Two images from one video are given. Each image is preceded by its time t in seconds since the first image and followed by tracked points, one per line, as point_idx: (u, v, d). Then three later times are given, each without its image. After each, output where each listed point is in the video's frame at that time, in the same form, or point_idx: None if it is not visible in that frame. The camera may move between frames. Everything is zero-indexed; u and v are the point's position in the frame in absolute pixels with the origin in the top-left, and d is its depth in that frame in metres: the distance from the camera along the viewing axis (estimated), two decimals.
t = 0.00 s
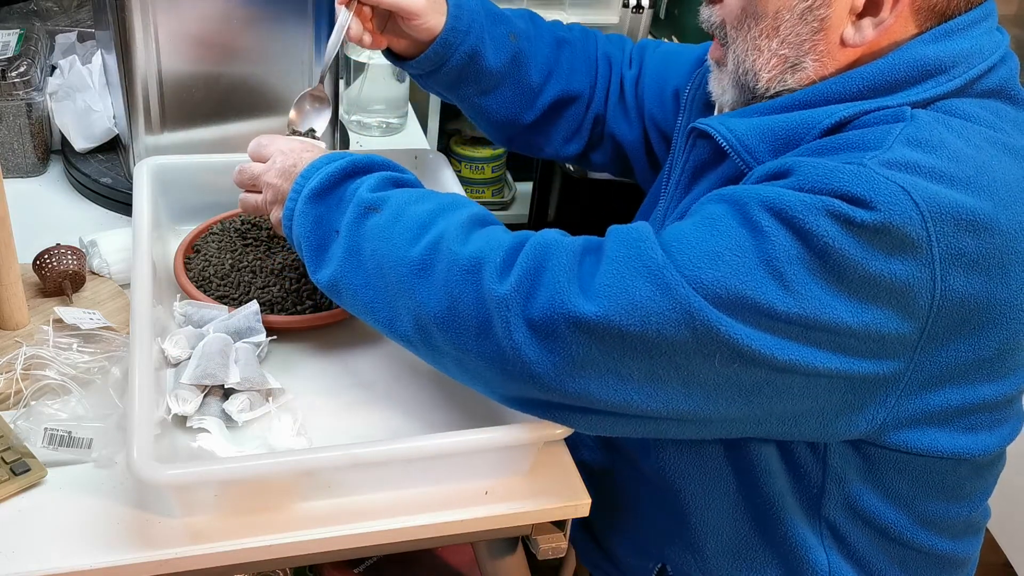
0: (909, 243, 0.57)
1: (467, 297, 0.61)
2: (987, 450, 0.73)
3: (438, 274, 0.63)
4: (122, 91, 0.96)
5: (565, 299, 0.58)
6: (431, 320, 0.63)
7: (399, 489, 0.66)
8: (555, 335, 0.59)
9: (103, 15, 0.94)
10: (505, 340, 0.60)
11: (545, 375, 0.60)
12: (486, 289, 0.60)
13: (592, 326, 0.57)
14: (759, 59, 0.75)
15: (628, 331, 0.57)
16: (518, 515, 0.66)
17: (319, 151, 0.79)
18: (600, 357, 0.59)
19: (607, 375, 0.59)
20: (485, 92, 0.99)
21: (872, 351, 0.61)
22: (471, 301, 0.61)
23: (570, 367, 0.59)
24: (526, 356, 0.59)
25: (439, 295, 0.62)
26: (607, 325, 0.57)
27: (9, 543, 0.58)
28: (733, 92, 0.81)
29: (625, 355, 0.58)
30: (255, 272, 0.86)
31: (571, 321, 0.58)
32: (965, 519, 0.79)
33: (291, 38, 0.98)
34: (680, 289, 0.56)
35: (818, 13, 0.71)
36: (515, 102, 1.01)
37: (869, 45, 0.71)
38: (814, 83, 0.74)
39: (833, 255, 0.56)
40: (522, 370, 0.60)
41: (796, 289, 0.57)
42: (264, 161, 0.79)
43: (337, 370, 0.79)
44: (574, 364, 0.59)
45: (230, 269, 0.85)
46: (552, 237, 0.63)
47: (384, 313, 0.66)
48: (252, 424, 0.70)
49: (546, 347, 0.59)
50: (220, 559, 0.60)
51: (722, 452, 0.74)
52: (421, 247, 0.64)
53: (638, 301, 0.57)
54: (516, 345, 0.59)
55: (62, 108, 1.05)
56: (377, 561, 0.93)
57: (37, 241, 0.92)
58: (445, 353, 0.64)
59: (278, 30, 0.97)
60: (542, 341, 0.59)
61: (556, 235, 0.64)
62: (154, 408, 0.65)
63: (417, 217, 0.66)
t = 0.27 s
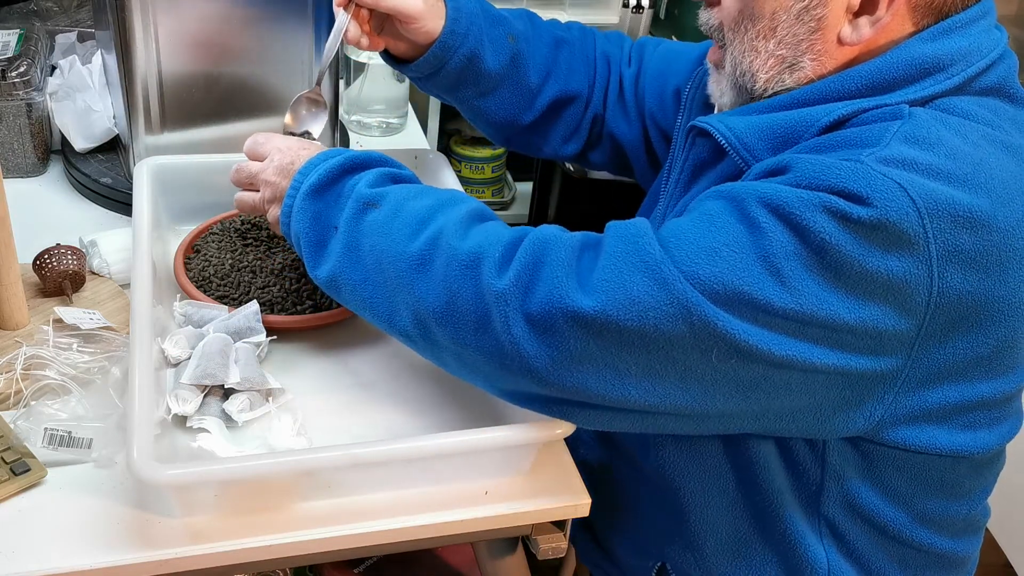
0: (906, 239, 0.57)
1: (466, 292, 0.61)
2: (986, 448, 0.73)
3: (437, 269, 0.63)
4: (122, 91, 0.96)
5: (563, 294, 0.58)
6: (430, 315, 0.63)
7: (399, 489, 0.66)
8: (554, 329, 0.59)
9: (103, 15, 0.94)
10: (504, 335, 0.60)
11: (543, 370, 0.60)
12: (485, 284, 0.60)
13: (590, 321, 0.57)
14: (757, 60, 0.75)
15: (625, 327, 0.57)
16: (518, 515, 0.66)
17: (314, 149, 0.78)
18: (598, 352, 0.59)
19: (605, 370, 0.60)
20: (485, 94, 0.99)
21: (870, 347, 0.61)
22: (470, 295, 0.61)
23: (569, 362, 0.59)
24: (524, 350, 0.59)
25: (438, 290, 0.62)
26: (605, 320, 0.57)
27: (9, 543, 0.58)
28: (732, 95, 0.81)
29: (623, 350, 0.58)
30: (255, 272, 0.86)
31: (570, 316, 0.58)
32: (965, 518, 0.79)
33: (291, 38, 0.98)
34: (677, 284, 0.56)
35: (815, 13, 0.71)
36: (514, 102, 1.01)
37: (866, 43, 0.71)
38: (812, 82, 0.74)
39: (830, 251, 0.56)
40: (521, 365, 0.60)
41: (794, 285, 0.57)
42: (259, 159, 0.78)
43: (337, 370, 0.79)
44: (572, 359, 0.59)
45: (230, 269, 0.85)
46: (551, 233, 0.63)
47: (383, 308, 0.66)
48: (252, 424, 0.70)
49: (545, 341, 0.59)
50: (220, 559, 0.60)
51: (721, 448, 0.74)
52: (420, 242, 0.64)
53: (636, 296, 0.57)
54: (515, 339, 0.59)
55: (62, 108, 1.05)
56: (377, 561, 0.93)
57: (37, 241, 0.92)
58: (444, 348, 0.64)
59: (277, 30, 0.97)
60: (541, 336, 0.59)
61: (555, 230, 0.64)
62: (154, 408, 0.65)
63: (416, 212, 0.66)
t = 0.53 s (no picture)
0: (907, 239, 0.57)
1: (466, 292, 0.61)
2: (986, 447, 0.73)
3: (437, 268, 0.63)
4: (122, 91, 0.96)
5: (564, 295, 0.58)
6: (430, 315, 0.63)
7: (399, 489, 0.66)
8: (554, 329, 0.59)
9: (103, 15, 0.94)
10: (505, 335, 0.60)
11: (544, 370, 0.60)
12: (485, 284, 0.60)
13: (590, 321, 0.57)
14: (755, 61, 0.75)
15: (626, 326, 0.57)
16: (518, 515, 0.66)
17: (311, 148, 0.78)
18: (599, 352, 0.59)
19: (605, 369, 0.60)
20: (486, 92, 0.99)
21: (871, 347, 0.61)
22: (471, 295, 0.61)
23: (569, 361, 0.59)
24: (525, 350, 0.59)
25: (438, 290, 0.62)
26: (606, 320, 0.57)
27: (9, 543, 0.58)
28: (727, 92, 0.81)
29: (624, 350, 0.58)
30: (255, 272, 0.86)
31: (570, 316, 0.58)
32: (965, 517, 0.79)
33: (291, 38, 0.98)
34: (678, 284, 0.56)
35: (815, 13, 0.71)
36: (514, 100, 1.01)
37: (866, 42, 0.71)
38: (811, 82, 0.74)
39: (830, 251, 0.56)
40: (521, 365, 0.60)
41: (794, 285, 0.57)
42: (259, 160, 0.78)
43: (336, 370, 0.79)
44: (573, 359, 0.59)
45: (230, 269, 0.85)
46: (552, 233, 0.63)
47: (383, 308, 0.66)
48: (252, 424, 0.70)
49: (545, 341, 0.59)
50: (220, 559, 0.60)
51: (721, 448, 0.74)
52: (420, 242, 0.64)
53: (636, 297, 0.57)
54: (516, 339, 0.59)
55: (62, 108, 1.05)
56: (377, 561, 0.93)
57: (37, 241, 0.92)
58: (445, 348, 0.64)
59: (278, 29, 0.97)
60: (541, 336, 0.59)
61: (556, 230, 0.64)
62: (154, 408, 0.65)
63: (417, 212, 0.66)
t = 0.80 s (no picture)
0: (908, 242, 0.57)
1: (467, 295, 0.61)
2: (987, 449, 0.73)
3: (438, 271, 0.63)
4: (122, 91, 0.96)
5: (563, 299, 0.58)
6: (431, 317, 0.63)
7: (400, 489, 0.66)
8: (555, 332, 0.59)
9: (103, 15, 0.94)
10: (506, 337, 0.60)
11: (544, 372, 0.60)
12: (487, 287, 0.60)
13: (591, 324, 0.57)
14: (758, 63, 0.75)
15: (627, 329, 0.57)
16: (518, 515, 0.66)
17: (313, 146, 0.78)
18: (599, 354, 0.59)
19: (606, 372, 0.60)
20: (485, 88, 0.99)
21: (872, 349, 0.61)
22: (471, 298, 0.61)
23: (570, 364, 0.59)
24: (525, 352, 0.60)
25: (439, 292, 0.62)
26: (606, 323, 0.57)
27: (9, 543, 0.58)
28: (734, 95, 0.81)
29: (625, 353, 0.58)
30: (255, 272, 0.86)
31: (571, 319, 0.58)
32: (966, 518, 0.79)
33: (291, 38, 0.98)
34: (679, 287, 0.56)
35: (817, 14, 0.71)
36: (514, 97, 1.01)
37: (867, 44, 0.71)
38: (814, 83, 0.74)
39: (831, 254, 0.56)
40: (522, 367, 0.61)
41: (795, 288, 0.57)
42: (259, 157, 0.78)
43: (337, 370, 0.79)
44: (573, 361, 0.59)
45: (230, 270, 0.85)
46: (552, 235, 0.63)
47: (384, 310, 0.66)
48: (252, 424, 0.70)
49: (546, 344, 0.59)
50: (220, 559, 0.60)
51: (722, 449, 0.74)
52: (421, 244, 0.64)
53: (637, 300, 0.57)
54: (516, 342, 0.59)
55: (62, 108, 1.05)
56: (377, 561, 0.93)
57: (37, 241, 0.92)
58: (445, 349, 0.64)
59: (278, 29, 0.97)
60: (542, 338, 0.59)
61: (556, 233, 0.64)
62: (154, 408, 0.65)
63: (417, 213, 0.66)
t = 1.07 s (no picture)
0: (908, 243, 0.57)
1: (467, 295, 0.61)
2: (987, 449, 0.73)
3: (438, 270, 0.62)
4: (122, 91, 0.96)
5: (563, 300, 0.58)
6: (431, 317, 0.63)
7: (400, 489, 0.66)
8: (555, 333, 0.59)
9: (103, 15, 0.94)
10: (506, 338, 0.60)
11: (544, 373, 0.60)
12: (487, 287, 0.60)
13: (591, 325, 0.57)
14: (759, 62, 0.75)
15: (627, 331, 0.57)
16: (518, 515, 0.66)
17: (313, 143, 0.78)
18: (600, 355, 0.59)
19: (606, 373, 0.60)
20: (486, 89, 0.99)
21: (872, 349, 0.61)
22: (472, 298, 0.61)
23: (571, 365, 0.59)
24: (526, 353, 0.60)
25: (439, 292, 0.62)
26: (606, 324, 0.57)
27: (8, 543, 0.58)
28: (736, 93, 0.80)
29: (625, 354, 0.58)
30: (255, 272, 0.86)
31: (571, 320, 0.58)
32: (966, 518, 0.79)
33: (291, 38, 0.98)
34: (679, 288, 0.56)
35: (816, 14, 0.71)
36: (515, 98, 1.01)
37: (866, 45, 0.71)
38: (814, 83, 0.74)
39: (831, 255, 0.56)
40: (522, 367, 0.61)
41: (796, 288, 0.57)
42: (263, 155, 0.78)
43: (336, 370, 0.79)
44: (574, 362, 0.59)
45: (230, 270, 0.85)
46: (553, 235, 0.63)
47: (384, 310, 0.66)
48: (252, 424, 0.70)
49: (546, 345, 0.59)
50: (220, 559, 0.60)
51: (723, 449, 0.74)
52: (421, 244, 0.63)
53: (637, 301, 0.57)
54: (517, 342, 0.60)
55: (62, 108, 1.05)
56: (377, 561, 0.93)
57: (37, 241, 0.92)
58: (446, 349, 0.65)
59: (278, 28, 0.97)
60: (542, 339, 0.60)
61: (556, 233, 0.64)
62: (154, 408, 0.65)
63: (418, 213, 0.66)
